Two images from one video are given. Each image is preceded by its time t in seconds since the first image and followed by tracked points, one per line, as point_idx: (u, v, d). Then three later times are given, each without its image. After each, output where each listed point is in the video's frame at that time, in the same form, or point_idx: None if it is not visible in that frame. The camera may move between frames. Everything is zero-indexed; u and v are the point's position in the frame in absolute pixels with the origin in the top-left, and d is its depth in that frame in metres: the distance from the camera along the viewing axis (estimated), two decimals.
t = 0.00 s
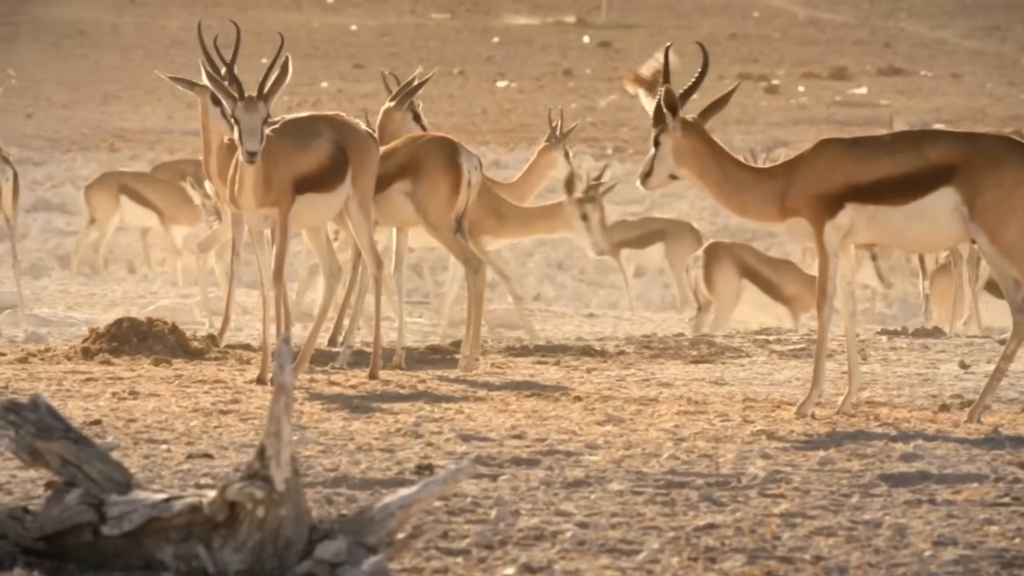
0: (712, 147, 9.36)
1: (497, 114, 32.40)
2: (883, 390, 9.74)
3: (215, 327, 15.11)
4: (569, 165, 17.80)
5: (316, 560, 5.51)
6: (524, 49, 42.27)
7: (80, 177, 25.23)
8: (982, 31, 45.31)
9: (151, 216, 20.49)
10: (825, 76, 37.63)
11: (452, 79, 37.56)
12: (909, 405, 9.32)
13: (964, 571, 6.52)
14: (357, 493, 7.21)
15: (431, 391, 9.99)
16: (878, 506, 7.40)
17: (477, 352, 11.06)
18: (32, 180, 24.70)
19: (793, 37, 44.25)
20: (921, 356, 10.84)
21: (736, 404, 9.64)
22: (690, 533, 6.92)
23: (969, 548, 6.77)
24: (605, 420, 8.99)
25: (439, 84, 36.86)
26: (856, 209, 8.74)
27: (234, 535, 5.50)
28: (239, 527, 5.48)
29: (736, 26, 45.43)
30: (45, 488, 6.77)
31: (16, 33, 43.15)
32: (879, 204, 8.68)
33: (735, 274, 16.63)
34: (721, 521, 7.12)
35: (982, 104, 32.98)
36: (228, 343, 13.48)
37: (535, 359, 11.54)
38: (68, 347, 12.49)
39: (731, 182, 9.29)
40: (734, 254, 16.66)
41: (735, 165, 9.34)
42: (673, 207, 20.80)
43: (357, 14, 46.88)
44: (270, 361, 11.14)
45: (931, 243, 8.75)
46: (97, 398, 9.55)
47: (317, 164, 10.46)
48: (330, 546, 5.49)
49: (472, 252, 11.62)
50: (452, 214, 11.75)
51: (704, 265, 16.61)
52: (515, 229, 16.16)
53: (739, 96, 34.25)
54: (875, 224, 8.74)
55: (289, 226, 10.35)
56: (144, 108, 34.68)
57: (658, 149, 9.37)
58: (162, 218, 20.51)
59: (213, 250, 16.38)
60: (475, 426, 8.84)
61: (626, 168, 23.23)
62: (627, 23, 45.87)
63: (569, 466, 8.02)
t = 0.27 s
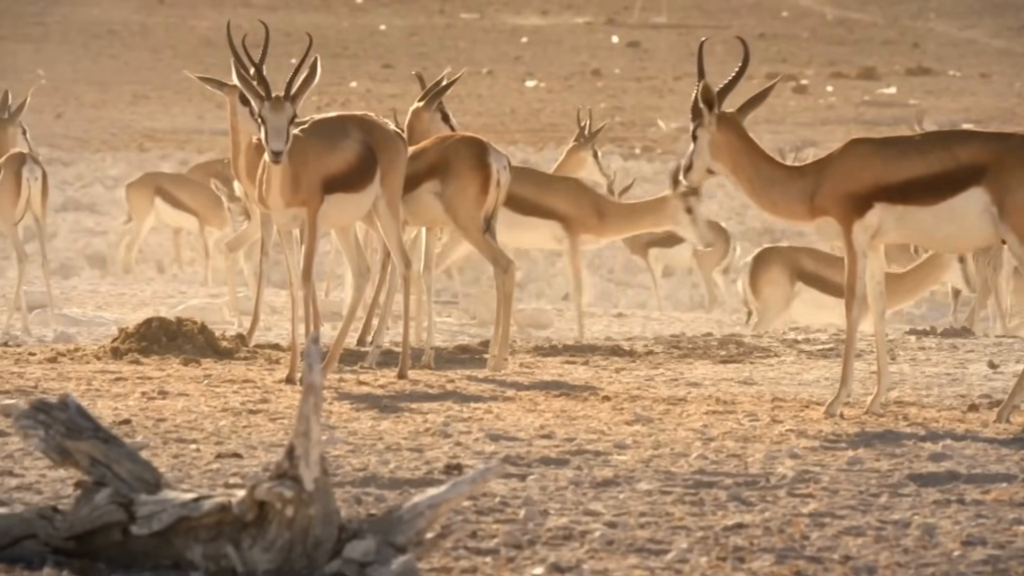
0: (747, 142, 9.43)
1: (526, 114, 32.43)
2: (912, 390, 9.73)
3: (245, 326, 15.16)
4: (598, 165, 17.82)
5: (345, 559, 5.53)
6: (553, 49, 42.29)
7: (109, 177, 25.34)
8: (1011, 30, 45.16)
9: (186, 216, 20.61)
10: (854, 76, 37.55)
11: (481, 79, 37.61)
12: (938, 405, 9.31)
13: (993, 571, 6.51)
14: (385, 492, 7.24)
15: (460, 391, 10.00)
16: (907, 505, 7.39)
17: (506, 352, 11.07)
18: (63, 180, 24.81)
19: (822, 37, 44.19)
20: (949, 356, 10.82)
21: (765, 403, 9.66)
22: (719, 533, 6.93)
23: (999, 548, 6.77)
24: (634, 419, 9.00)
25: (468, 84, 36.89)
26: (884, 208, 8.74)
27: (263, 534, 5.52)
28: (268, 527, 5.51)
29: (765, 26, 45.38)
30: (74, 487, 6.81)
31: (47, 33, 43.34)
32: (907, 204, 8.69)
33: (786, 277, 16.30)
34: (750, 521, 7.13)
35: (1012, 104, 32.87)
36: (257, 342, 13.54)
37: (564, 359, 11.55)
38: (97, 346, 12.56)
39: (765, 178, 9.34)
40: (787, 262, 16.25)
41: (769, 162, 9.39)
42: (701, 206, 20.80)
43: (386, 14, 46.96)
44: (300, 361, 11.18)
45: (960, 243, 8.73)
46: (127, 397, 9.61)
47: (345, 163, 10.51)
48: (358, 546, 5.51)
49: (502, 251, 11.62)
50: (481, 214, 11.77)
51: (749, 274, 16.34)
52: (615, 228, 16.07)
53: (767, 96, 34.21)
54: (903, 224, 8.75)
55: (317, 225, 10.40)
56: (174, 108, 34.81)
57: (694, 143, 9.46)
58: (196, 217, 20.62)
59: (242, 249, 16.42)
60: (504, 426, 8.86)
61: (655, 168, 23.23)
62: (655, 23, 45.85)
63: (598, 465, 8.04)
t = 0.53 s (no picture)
0: (781, 141, 9.43)
1: (557, 114, 32.45)
2: (943, 390, 9.72)
3: (276, 326, 15.22)
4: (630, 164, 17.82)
5: (376, 559, 5.56)
6: (584, 49, 42.29)
7: (142, 176, 25.45)
8: None
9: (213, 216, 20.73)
10: (885, 75, 37.47)
11: (512, 78, 37.64)
12: (969, 405, 9.30)
13: None
14: (417, 491, 7.27)
15: (491, 390, 10.03)
16: (938, 505, 7.39)
17: (538, 352, 11.09)
18: (95, 180, 24.93)
19: (853, 36, 44.10)
20: (981, 356, 10.80)
21: (796, 403, 9.67)
22: (750, 533, 6.94)
23: None
24: (666, 419, 9.02)
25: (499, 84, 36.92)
26: (915, 208, 8.74)
27: (295, 534, 5.56)
28: (300, 527, 5.54)
29: (796, 26, 45.31)
30: (106, 487, 6.86)
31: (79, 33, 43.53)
32: (938, 204, 8.69)
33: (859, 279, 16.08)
34: (781, 520, 7.14)
35: None
36: (288, 341, 13.59)
37: (595, 358, 11.57)
38: (130, 345, 12.63)
39: (798, 178, 9.34)
40: (855, 257, 15.92)
41: (802, 161, 9.39)
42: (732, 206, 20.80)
43: (417, 14, 47.03)
44: (331, 361, 11.23)
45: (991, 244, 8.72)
46: (159, 397, 9.67)
47: (377, 163, 10.54)
48: (390, 546, 5.54)
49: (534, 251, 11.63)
50: (513, 214, 11.79)
51: (815, 268, 16.01)
52: (720, 230, 16.46)
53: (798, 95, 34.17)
54: (935, 224, 8.74)
55: (349, 225, 10.44)
56: (206, 108, 34.92)
57: (729, 141, 9.46)
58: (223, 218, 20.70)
59: (273, 248, 16.46)
60: (536, 425, 8.88)
61: (686, 168, 23.23)
62: (686, 23, 45.82)
63: (629, 465, 8.06)
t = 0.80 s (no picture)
0: (811, 141, 9.44)
1: (586, 114, 32.46)
2: (972, 390, 9.70)
3: (306, 326, 15.27)
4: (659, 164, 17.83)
5: (406, 558, 5.59)
6: (614, 49, 42.29)
7: (172, 175, 25.55)
8: None
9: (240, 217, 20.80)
10: (915, 75, 37.38)
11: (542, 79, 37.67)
12: (999, 405, 9.29)
13: None
14: (446, 491, 7.31)
15: (520, 391, 10.04)
16: (967, 505, 7.39)
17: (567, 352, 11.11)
18: (125, 180, 25.05)
19: (882, 36, 44.01)
20: (1011, 356, 10.78)
21: (825, 402, 9.68)
22: (780, 532, 6.96)
23: None
24: (695, 419, 9.03)
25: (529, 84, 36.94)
26: (945, 208, 8.76)
27: (325, 533, 5.59)
28: (330, 526, 5.57)
29: (826, 25, 45.23)
30: (137, 487, 6.90)
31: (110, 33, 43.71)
32: (968, 204, 8.71)
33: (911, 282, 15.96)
34: (811, 519, 7.15)
35: None
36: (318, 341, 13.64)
37: (624, 359, 11.58)
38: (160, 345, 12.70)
39: (827, 178, 9.35)
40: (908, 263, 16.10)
41: (832, 161, 9.39)
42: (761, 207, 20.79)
43: (447, 15, 47.08)
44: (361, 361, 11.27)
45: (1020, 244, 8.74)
46: (189, 397, 9.72)
47: (408, 163, 10.58)
48: (419, 545, 5.56)
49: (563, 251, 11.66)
50: (543, 214, 11.83)
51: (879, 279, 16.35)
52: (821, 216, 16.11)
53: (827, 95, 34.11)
54: (965, 224, 8.76)
55: (378, 225, 10.48)
56: (236, 108, 35.01)
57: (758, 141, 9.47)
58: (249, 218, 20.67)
59: (303, 247, 16.50)
60: (565, 425, 8.90)
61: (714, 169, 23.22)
62: (715, 23, 45.78)
63: (659, 464, 8.08)
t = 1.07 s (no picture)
0: (849, 141, 9.44)
1: (625, 114, 32.46)
2: (1011, 390, 9.70)
3: (346, 325, 15.33)
4: (698, 165, 17.84)
5: (445, 557, 5.63)
6: (653, 49, 42.28)
7: (212, 175, 25.66)
8: None
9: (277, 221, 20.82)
10: (955, 75, 37.27)
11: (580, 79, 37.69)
12: None
13: None
14: (486, 490, 7.35)
15: (560, 390, 10.07)
16: (1006, 505, 7.39)
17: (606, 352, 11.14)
18: (165, 180, 25.17)
19: (922, 36, 43.89)
20: None
21: (864, 402, 9.68)
22: (819, 532, 6.97)
23: None
24: (734, 419, 9.05)
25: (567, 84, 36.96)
26: (984, 208, 8.78)
27: (365, 532, 5.62)
28: (369, 525, 5.61)
29: (865, 25, 45.13)
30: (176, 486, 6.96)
31: (150, 33, 43.90)
32: (1007, 205, 8.74)
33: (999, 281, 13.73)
34: (850, 519, 7.16)
35: None
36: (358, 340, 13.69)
37: (663, 358, 11.60)
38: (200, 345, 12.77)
39: (865, 179, 9.36)
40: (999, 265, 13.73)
41: (871, 161, 9.40)
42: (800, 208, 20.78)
43: (486, 14, 47.13)
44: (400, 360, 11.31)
45: None
46: (229, 396, 9.77)
47: (447, 163, 10.63)
48: (459, 544, 5.60)
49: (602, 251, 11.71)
50: (582, 214, 11.86)
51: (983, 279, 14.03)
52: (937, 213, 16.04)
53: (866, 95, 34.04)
54: (1004, 224, 8.78)
55: (418, 225, 10.53)
56: (275, 108, 35.12)
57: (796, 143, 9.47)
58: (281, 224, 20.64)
59: (342, 247, 16.55)
60: (604, 425, 8.92)
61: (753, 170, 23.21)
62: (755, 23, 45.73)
63: (698, 464, 8.10)
